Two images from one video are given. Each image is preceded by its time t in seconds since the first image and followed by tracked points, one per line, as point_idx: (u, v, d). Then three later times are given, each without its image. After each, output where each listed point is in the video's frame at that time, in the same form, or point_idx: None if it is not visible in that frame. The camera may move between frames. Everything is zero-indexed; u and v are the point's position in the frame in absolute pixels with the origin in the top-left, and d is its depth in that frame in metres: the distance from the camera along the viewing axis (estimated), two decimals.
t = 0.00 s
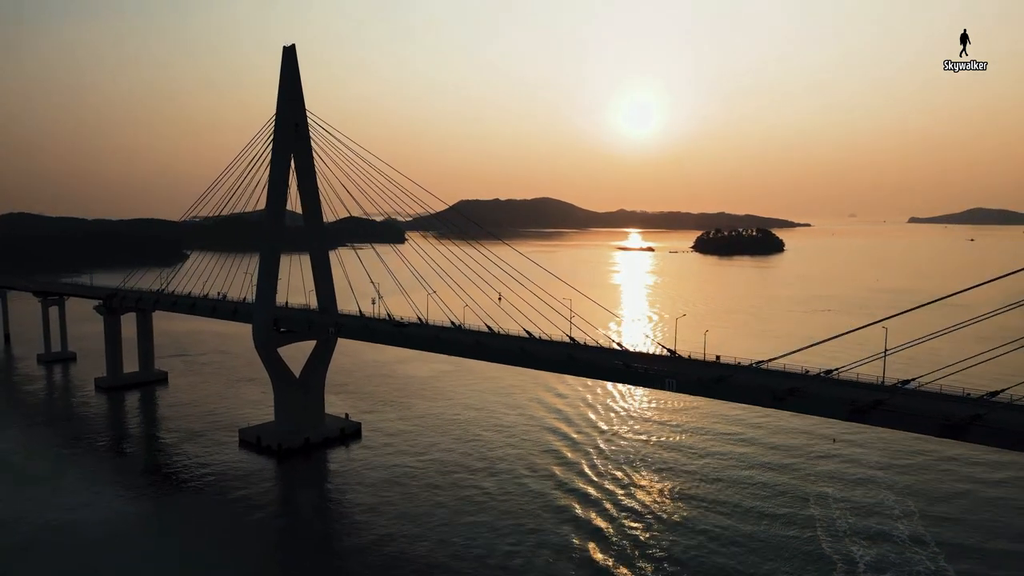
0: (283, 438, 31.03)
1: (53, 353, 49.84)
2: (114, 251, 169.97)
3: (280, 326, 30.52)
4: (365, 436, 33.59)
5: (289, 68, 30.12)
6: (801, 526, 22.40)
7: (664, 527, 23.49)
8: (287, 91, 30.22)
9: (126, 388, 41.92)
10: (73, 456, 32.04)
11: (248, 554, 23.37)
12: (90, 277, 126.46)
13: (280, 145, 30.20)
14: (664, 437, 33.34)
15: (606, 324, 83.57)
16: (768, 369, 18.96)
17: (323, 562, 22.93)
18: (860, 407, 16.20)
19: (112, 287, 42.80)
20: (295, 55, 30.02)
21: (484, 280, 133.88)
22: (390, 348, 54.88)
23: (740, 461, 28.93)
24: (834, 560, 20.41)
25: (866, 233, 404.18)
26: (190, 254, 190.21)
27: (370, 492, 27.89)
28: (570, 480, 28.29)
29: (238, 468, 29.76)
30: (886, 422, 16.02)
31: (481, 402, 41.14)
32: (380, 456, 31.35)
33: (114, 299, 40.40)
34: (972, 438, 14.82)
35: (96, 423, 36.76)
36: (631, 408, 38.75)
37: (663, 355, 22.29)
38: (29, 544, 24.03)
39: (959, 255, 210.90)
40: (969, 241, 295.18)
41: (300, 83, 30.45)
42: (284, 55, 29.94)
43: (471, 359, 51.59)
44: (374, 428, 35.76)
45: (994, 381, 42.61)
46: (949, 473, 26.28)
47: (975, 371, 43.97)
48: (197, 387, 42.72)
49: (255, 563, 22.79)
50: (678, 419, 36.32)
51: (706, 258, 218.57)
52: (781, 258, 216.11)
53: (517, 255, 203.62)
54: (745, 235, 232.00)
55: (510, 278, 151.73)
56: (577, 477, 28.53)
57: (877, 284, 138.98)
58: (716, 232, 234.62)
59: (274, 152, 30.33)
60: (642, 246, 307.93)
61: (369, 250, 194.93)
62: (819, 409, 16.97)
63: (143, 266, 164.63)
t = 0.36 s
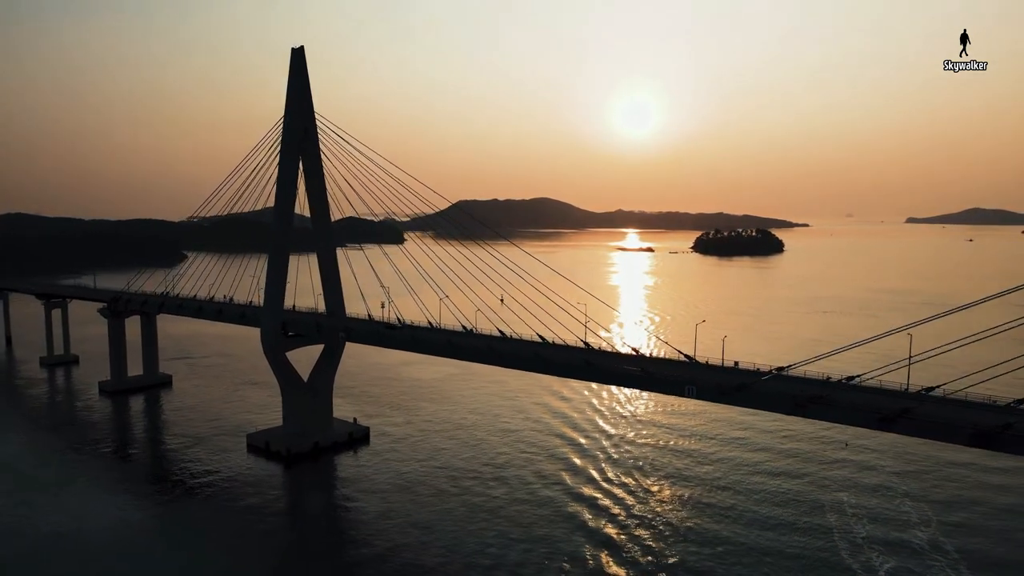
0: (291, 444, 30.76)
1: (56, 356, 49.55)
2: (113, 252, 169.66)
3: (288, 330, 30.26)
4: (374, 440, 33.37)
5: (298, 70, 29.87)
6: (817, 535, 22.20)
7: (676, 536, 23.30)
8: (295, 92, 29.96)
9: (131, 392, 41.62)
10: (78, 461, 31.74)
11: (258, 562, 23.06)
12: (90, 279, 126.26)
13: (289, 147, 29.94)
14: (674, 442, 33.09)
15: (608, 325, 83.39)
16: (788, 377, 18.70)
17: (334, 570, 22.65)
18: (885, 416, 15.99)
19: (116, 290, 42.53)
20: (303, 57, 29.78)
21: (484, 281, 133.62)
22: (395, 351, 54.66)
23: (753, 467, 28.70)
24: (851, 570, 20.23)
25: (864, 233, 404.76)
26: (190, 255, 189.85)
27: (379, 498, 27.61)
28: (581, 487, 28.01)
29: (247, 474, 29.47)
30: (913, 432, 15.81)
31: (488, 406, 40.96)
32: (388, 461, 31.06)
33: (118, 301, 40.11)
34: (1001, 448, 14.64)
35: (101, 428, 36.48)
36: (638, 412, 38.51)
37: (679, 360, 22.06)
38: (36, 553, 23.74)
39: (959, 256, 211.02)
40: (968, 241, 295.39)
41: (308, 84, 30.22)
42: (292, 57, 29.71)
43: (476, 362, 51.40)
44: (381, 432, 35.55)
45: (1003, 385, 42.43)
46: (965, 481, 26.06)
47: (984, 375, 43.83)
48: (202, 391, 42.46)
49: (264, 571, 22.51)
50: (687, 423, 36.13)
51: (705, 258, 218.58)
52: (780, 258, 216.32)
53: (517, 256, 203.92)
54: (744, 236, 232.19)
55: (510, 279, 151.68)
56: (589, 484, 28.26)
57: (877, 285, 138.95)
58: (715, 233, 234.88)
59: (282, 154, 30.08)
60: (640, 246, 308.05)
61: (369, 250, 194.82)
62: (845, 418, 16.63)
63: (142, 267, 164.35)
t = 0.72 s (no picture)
0: (300, 449, 30.46)
1: (58, 359, 49.26)
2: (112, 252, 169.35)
3: (296, 334, 30.01)
4: (382, 445, 33.15)
5: (306, 72, 29.64)
6: (835, 546, 22.00)
7: (691, 544, 23.07)
8: (304, 93, 29.68)
9: (135, 395, 41.34)
10: (84, 466, 31.44)
11: (266, 570, 22.77)
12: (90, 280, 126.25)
13: (297, 149, 29.66)
14: (683, 446, 32.93)
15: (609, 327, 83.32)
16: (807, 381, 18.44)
17: None
18: (911, 424, 15.76)
19: (119, 293, 42.28)
20: (311, 58, 29.55)
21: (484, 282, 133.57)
22: (399, 353, 54.44)
23: (765, 472, 28.53)
24: None
25: (862, 233, 405.30)
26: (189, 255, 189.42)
27: (390, 505, 27.38)
28: (593, 493, 27.83)
29: (255, 479, 29.23)
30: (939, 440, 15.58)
31: (496, 409, 40.76)
32: (397, 467, 30.83)
33: (122, 304, 39.82)
34: None
35: (106, 432, 36.18)
36: (645, 415, 38.30)
37: (696, 365, 21.84)
38: (44, 559, 23.46)
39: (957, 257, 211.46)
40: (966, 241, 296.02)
41: (317, 87, 29.98)
42: (301, 59, 29.47)
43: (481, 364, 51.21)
44: (389, 436, 35.36)
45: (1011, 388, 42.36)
46: (982, 489, 25.87)
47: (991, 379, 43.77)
48: (206, 394, 42.21)
49: None
50: (696, 427, 35.96)
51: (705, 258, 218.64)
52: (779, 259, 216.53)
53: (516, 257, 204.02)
54: (744, 236, 232.29)
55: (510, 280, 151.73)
56: (601, 490, 28.08)
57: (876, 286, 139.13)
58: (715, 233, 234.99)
59: (291, 156, 29.81)
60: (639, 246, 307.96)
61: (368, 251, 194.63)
62: (867, 426, 16.38)
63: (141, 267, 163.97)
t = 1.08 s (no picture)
0: (309, 454, 30.23)
1: (60, 362, 48.91)
2: (110, 254, 168.96)
3: (305, 338, 29.74)
4: (391, 449, 32.90)
5: (315, 73, 29.32)
6: (852, 556, 21.77)
7: (705, 552, 22.83)
8: (312, 94, 29.34)
9: (139, 399, 41.01)
10: (91, 472, 31.12)
11: None
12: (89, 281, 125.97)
13: (306, 150, 29.35)
14: (694, 450, 32.68)
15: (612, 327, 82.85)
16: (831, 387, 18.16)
17: None
18: (939, 432, 15.49)
19: (123, 295, 41.95)
20: (320, 60, 29.23)
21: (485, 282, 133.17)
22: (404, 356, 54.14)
23: (778, 478, 28.28)
24: None
25: (861, 234, 405.84)
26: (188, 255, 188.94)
27: (399, 511, 27.13)
28: (605, 499, 27.56)
29: (264, 484, 28.94)
30: (967, 449, 15.31)
31: (503, 413, 40.49)
32: (405, 472, 30.52)
33: (126, 306, 39.50)
34: None
35: (111, 436, 35.87)
36: (654, 419, 38.04)
37: (713, 370, 21.62)
38: (52, 567, 23.12)
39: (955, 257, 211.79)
40: (964, 240, 296.62)
41: (325, 88, 29.66)
42: (309, 59, 29.15)
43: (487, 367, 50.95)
44: (397, 441, 35.10)
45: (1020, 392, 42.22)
46: (999, 496, 25.60)
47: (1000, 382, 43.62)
48: (211, 397, 41.91)
49: None
50: (706, 430, 35.76)
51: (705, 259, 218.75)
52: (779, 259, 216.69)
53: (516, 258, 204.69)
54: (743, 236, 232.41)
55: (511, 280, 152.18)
56: (613, 496, 27.80)
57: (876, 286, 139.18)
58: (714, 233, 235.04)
59: (299, 158, 29.51)
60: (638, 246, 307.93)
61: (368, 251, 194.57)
62: (895, 433, 16.08)
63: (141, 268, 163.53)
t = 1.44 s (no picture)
0: (318, 458, 29.99)
1: (63, 365, 48.58)
2: (110, 254, 168.70)
3: (313, 342, 29.46)
4: (399, 453, 32.66)
5: (324, 75, 29.04)
6: (869, 565, 21.59)
7: (720, 560, 22.60)
8: (322, 96, 29.11)
9: (144, 403, 40.73)
10: (97, 477, 30.82)
11: None
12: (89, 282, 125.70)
13: (315, 153, 29.10)
14: (705, 455, 32.49)
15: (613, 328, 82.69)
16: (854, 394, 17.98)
17: None
18: (968, 441, 15.15)
19: (127, 298, 41.66)
20: (329, 61, 28.96)
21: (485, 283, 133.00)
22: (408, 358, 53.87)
23: (790, 483, 28.05)
24: None
25: (859, 234, 406.66)
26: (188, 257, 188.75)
27: (410, 518, 26.87)
28: (617, 504, 27.34)
29: (272, 489, 28.67)
30: (996, 458, 14.97)
31: (510, 417, 40.28)
32: (413, 477, 30.26)
33: (130, 309, 39.21)
34: None
35: (116, 441, 35.54)
36: (661, 423, 37.86)
37: (731, 376, 21.34)
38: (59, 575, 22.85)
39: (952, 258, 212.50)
40: (962, 240, 299.17)
41: (334, 90, 29.38)
42: (319, 61, 28.88)
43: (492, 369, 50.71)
44: (405, 445, 34.85)
45: None
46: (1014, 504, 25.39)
47: (1009, 385, 43.50)
48: (215, 401, 41.63)
49: None
50: (716, 433, 35.56)
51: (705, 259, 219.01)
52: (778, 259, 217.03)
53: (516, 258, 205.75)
54: (743, 237, 232.91)
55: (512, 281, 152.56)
56: (625, 501, 27.57)
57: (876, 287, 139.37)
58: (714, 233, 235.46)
59: (308, 160, 29.27)
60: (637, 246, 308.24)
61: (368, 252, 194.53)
62: (923, 441, 15.85)
63: (141, 269, 163.15)
